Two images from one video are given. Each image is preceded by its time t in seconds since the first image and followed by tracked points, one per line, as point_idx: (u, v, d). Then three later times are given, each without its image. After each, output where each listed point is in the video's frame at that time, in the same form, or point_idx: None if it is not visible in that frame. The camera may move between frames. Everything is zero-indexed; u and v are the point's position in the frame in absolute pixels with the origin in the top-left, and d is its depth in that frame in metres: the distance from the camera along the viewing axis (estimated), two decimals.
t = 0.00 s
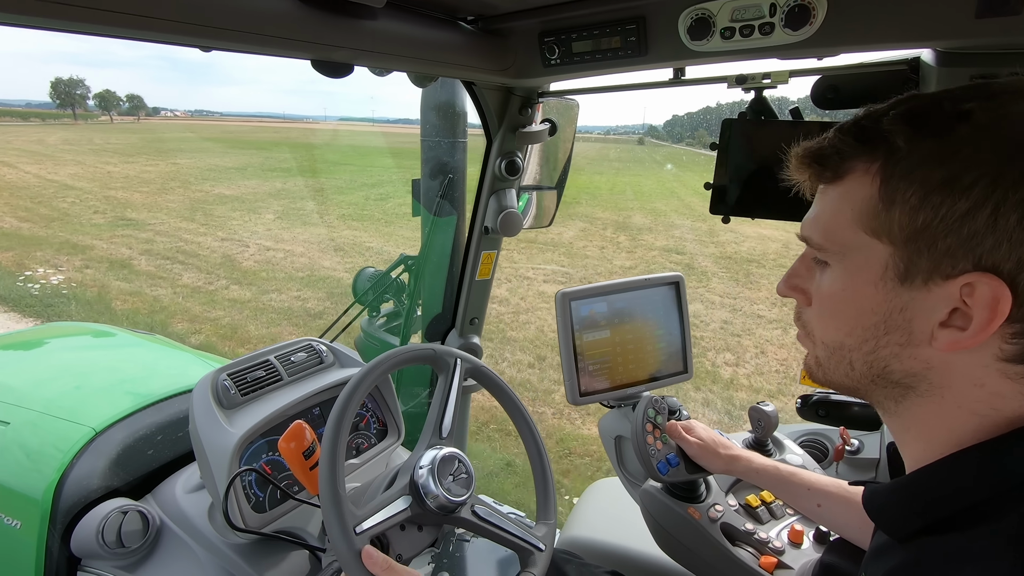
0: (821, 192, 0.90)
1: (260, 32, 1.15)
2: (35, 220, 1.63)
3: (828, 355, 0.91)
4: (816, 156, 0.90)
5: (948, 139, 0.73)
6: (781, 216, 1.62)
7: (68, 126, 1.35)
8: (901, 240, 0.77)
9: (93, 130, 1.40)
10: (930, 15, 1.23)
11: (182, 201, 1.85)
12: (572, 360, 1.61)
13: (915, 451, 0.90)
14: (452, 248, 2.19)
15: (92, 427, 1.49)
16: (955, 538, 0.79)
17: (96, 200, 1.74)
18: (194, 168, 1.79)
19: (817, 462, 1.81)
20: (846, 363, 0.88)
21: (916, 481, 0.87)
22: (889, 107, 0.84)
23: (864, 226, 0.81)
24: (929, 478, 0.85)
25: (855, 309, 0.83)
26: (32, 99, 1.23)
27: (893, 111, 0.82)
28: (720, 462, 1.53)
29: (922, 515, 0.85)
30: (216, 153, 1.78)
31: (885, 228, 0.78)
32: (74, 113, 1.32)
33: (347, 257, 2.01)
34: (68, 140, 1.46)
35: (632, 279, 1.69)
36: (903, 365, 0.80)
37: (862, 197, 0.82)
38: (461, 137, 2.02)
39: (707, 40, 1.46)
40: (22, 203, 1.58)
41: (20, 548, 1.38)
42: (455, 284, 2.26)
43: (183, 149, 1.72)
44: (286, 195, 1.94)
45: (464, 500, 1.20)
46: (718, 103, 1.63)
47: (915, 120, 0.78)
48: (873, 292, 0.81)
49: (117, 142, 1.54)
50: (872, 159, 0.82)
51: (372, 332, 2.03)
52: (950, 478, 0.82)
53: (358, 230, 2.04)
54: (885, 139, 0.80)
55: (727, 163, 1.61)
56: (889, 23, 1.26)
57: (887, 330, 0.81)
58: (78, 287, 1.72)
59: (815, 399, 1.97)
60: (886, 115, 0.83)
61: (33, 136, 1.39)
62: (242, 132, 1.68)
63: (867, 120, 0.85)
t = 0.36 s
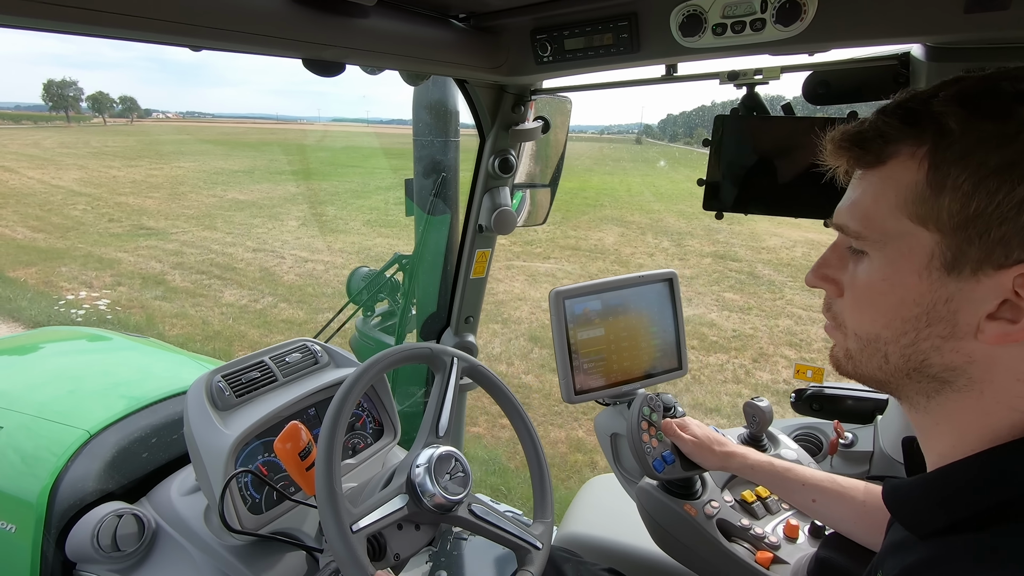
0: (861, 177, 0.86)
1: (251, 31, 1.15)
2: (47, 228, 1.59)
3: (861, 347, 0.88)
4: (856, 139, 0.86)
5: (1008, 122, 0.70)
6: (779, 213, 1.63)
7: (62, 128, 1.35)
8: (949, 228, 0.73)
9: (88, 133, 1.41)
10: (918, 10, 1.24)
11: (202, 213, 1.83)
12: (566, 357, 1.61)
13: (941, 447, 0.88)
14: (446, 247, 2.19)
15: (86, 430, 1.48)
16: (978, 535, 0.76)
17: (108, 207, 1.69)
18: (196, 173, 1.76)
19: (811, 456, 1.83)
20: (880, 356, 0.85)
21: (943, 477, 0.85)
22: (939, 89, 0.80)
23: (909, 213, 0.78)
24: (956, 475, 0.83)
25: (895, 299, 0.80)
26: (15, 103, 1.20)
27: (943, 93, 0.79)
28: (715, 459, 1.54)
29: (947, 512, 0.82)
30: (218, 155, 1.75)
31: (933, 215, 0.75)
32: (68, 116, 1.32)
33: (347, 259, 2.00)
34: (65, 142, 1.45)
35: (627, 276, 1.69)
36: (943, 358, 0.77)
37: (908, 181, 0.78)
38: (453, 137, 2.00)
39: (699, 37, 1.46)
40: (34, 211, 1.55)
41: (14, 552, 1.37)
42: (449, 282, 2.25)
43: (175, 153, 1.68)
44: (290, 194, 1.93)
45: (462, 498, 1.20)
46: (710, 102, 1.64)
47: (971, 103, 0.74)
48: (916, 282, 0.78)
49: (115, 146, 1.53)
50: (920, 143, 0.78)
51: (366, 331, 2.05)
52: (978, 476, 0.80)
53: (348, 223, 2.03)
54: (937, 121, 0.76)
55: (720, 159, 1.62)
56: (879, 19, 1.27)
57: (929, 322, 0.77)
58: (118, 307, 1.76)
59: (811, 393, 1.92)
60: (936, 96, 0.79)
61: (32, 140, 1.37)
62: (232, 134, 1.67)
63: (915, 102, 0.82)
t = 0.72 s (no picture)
0: (828, 186, 0.86)
1: (247, 36, 1.15)
2: (66, 236, 1.49)
3: (839, 367, 0.88)
4: (824, 148, 0.86)
5: (980, 128, 0.69)
6: (771, 215, 1.63)
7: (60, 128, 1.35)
8: (925, 244, 0.73)
9: (85, 133, 1.41)
10: (911, 13, 1.25)
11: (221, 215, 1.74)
12: (563, 360, 1.62)
13: (931, 468, 0.88)
14: (443, 250, 2.19)
15: (82, 437, 1.48)
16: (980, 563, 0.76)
17: (127, 213, 1.60)
18: (207, 175, 1.69)
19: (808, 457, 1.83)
20: (859, 376, 0.85)
21: (934, 505, 0.85)
22: (903, 88, 0.80)
23: (882, 228, 0.78)
24: (950, 501, 0.83)
25: (872, 320, 0.80)
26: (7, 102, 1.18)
27: (907, 94, 0.78)
28: (711, 459, 1.53)
29: (938, 547, 0.82)
30: (226, 155, 1.70)
31: (907, 230, 0.75)
32: (64, 116, 1.31)
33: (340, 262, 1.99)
34: (66, 143, 1.42)
35: (623, 279, 1.70)
36: (925, 380, 0.78)
37: (878, 194, 0.78)
38: (450, 139, 2.01)
39: (693, 41, 1.47)
40: (49, 215, 1.45)
41: (10, 560, 1.36)
42: (446, 286, 2.25)
43: (177, 155, 1.62)
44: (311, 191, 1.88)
45: (459, 503, 1.20)
46: (701, 104, 1.65)
47: (940, 106, 0.73)
48: (893, 302, 0.78)
49: (120, 147, 1.52)
50: (888, 150, 0.78)
51: (362, 336, 2.06)
52: (968, 510, 0.80)
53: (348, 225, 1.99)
54: (904, 128, 0.76)
55: (716, 160, 1.62)
56: (872, 21, 1.28)
57: (909, 343, 0.78)
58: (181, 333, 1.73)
59: (807, 394, 1.90)
60: (900, 99, 0.78)
61: (47, 141, 1.38)
62: (229, 140, 1.67)
63: (880, 104, 0.81)
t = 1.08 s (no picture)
0: (846, 192, 0.86)
1: (243, 28, 1.14)
2: (95, 246, 1.54)
3: (856, 375, 0.89)
4: (841, 152, 0.86)
5: (1010, 137, 0.69)
6: (770, 217, 1.64)
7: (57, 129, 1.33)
8: (948, 255, 0.73)
9: (86, 134, 1.39)
10: (907, 17, 1.26)
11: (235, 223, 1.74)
12: (559, 359, 1.62)
13: (941, 476, 0.89)
14: (438, 247, 2.19)
15: (67, 431, 1.46)
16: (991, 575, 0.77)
17: (149, 219, 1.62)
18: (221, 177, 1.72)
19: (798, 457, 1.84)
20: (876, 385, 0.86)
21: (944, 512, 0.86)
22: (925, 96, 0.80)
23: (903, 237, 0.78)
24: (961, 510, 0.84)
25: (892, 329, 0.81)
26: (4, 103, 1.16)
27: (931, 102, 0.78)
28: (706, 459, 1.54)
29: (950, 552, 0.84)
30: (236, 157, 1.73)
31: (929, 240, 0.75)
32: (66, 117, 1.30)
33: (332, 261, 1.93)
34: (70, 144, 1.43)
35: (619, 278, 1.70)
36: (944, 390, 0.79)
37: (900, 202, 0.78)
38: (443, 137, 2.00)
39: (690, 41, 1.47)
40: (71, 223, 1.50)
41: None
42: (440, 283, 2.25)
43: (186, 157, 1.63)
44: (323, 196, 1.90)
45: (451, 498, 1.20)
46: (700, 103, 1.65)
47: (967, 113, 0.73)
48: (914, 312, 0.78)
49: (121, 146, 1.52)
50: (911, 158, 0.78)
51: (356, 331, 2.02)
52: (979, 517, 0.81)
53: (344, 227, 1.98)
54: (929, 135, 0.76)
55: (711, 162, 1.63)
56: (867, 25, 1.28)
57: (929, 353, 0.78)
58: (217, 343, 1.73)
59: (799, 395, 1.92)
60: (925, 106, 0.78)
61: (42, 140, 1.35)
62: (225, 137, 1.66)
63: (901, 109, 0.81)
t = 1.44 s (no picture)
0: (887, 172, 0.87)
1: (237, 28, 1.13)
2: (135, 260, 1.60)
3: (880, 351, 0.89)
4: (887, 136, 0.88)
5: None
6: (769, 216, 1.63)
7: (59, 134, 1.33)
8: (980, 233, 0.73)
9: (88, 138, 1.39)
10: (903, 15, 1.26)
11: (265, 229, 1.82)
12: (559, 359, 1.62)
13: (955, 456, 0.89)
14: (435, 248, 2.19)
15: (64, 432, 1.46)
16: (993, 556, 0.76)
17: (181, 228, 1.68)
18: (241, 182, 1.77)
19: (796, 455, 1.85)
20: (899, 361, 0.87)
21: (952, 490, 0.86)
22: (977, 85, 0.81)
23: (937, 216, 0.79)
24: (970, 490, 0.83)
25: (917, 306, 0.81)
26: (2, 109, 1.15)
27: (980, 91, 0.79)
28: (705, 461, 1.54)
29: (959, 532, 0.83)
30: (250, 162, 1.77)
31: (963, 219, 0.75)
32: (69, 123, 1.31)
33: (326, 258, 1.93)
34: (78, 150, 1.43)
35: (618, 278, 1.70)
36: (964, 367, 0.78)
37: (939, 182, 0.79)
38: (438, 136, 2.00)
39: (687, 40, 1.47)
40: (105, 234, 1.55)
41: None
42: (438, 285, 2.25)
43: (201, 161, 1.67)
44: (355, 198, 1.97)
45: (450, 498, 1.20)
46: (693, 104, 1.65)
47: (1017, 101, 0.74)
48: (941, 289, 0.78)
49: (123, 151, 1.52)
50: (953, 142, 0.79)
51: (354, 332, 2.01)
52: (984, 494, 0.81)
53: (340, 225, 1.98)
54: (975, 119, 0.77)
55: (709, 159, 1.63)
56: (863, 23, 1.28)
57: (953, 330, 0.78)
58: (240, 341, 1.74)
59: (796, 393, 1.96)
60: (973, 94, 0.79)
61: (47, 145, 1.35)
62: (221, 142, 1.64)
63: (949, 97, 0.82)
